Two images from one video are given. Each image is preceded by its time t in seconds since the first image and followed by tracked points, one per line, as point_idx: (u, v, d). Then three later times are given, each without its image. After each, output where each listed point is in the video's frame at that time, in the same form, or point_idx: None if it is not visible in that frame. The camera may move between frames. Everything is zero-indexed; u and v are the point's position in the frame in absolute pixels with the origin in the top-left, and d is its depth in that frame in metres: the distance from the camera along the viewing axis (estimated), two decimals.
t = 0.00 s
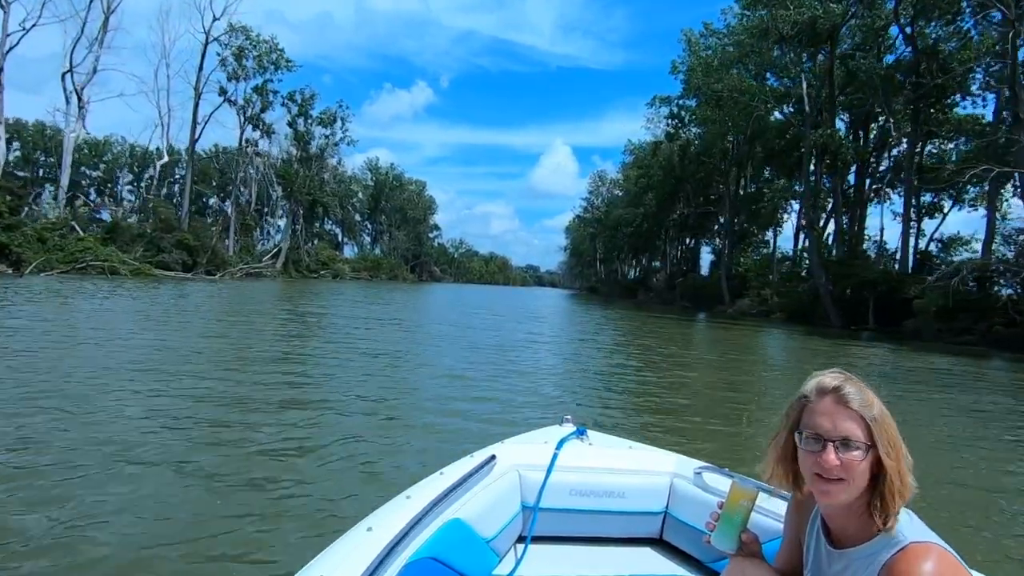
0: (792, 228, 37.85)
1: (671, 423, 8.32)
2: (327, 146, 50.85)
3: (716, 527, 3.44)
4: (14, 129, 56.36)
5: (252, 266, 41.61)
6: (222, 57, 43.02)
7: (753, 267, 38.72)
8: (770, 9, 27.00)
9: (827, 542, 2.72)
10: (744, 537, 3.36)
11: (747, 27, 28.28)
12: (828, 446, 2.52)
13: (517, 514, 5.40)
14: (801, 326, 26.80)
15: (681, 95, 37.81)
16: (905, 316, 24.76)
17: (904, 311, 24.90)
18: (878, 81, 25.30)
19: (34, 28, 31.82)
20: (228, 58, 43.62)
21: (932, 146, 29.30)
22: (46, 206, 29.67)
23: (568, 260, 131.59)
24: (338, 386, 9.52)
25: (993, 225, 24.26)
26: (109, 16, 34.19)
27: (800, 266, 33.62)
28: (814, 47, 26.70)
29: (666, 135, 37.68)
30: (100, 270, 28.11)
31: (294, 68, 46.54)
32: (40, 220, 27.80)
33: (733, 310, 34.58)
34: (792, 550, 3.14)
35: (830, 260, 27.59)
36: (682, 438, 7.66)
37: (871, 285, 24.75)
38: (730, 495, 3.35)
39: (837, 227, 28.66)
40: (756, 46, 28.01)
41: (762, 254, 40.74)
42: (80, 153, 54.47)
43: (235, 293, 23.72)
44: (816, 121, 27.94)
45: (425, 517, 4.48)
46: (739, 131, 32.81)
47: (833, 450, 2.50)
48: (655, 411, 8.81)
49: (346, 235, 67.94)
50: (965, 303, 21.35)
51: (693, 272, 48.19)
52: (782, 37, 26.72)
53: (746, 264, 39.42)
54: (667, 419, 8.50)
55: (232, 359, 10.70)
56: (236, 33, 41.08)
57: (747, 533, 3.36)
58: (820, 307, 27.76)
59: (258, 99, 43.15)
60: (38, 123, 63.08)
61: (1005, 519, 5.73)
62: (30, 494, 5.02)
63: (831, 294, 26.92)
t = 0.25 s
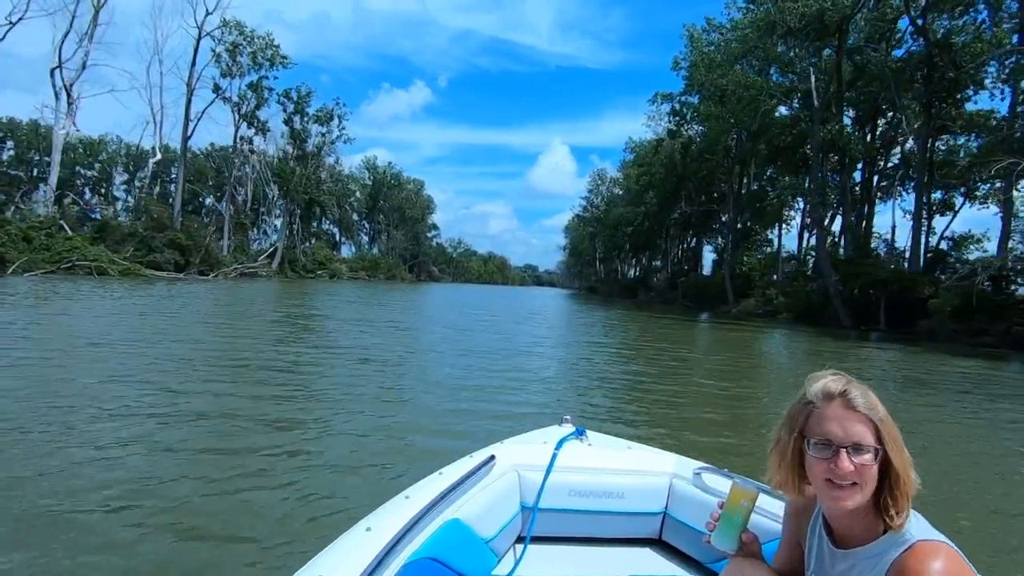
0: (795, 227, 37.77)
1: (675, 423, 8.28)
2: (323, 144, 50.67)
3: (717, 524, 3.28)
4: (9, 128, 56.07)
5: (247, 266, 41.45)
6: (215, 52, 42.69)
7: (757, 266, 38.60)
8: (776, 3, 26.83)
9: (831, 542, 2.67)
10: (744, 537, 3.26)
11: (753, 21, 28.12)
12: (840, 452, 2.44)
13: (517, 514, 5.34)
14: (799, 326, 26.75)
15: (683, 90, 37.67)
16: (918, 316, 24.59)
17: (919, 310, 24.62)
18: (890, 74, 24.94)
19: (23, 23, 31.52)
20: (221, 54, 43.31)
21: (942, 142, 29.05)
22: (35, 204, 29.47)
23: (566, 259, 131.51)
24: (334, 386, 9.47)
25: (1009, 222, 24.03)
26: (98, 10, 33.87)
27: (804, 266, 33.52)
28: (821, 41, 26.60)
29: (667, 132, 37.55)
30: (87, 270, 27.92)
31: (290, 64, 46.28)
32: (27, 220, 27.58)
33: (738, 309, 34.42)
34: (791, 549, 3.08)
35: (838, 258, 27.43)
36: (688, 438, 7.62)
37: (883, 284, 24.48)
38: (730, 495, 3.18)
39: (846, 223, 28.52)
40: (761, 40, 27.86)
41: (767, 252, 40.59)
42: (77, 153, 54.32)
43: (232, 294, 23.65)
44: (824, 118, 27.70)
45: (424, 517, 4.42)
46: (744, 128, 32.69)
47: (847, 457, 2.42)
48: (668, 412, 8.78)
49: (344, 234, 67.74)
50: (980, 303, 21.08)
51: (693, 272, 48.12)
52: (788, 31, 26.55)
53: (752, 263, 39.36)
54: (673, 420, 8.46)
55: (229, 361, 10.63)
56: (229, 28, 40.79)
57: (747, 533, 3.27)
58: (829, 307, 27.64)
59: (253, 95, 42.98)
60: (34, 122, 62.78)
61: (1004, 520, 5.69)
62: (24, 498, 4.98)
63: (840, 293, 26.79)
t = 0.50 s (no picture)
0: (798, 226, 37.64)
1: (676, 424, 8.23)
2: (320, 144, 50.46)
3: (719, 521, 3.22)
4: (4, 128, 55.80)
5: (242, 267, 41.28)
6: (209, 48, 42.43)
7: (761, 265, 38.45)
8: None
9: (835, 541, 2.62)
10: (744, 536, 3.21)
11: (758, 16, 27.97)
12: (848, 453, 2.39)
13: (517, 513, 5.30)
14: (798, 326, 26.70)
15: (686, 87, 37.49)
16: (931, 315, 24.18)
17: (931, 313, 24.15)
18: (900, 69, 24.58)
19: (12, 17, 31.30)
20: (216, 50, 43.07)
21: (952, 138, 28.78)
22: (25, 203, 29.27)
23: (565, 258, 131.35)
24: (331, 387, 9.43)
25: None
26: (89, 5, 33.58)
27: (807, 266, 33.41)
28: (827, 37, 26.46)
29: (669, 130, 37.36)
30: (76, 270, 27.71)
31: (286, 61, 46.06)
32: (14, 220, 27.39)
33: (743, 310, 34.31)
34: (793, 548, 3.03)
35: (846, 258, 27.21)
36: (691, 439, 7.57)
37: (893, 284, 24.07)
38: (732, 494, 3.12)
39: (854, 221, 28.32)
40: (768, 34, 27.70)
41: (771, 251, 40.40)
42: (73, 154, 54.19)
43: (230, 294, 23.60)
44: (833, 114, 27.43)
45: (424, 517, 4.38)
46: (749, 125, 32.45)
47: (855, 457, 2.37)
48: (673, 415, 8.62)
49: (341, 234, 67.57)
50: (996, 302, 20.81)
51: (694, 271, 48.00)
52: (795, 25, 26.38)
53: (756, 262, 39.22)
54: (676, 421, 8.40)
55: (227, 362, 10.57)
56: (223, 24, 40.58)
57: (747, 532, 3.21)
58: (837, 307, 27.44)
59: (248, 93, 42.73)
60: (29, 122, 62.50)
61: (1003, 523, 5.64)
62: (19, 501, 4.93)
63: (849, 293, 26.53)
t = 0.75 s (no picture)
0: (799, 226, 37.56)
1: (676, 425, 8.20)
2: (317, 142, 50.22)
3: (720, 520, 3.20)
4: None
5: (237, 266, 41.15)
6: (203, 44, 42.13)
7: (764, 264, 38.33)
8: None
9: (839, 542, 2.56)
10: (746, 534, 3.15)
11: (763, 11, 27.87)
12: (855, 455, 2.32)
13: (517, 513, 5.25)
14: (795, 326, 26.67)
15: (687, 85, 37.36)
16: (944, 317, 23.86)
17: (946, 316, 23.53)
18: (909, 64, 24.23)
19: None
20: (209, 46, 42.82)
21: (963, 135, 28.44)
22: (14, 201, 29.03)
23: (565, 258, 131.12)
24: (328, 388, 9.40)
25: None
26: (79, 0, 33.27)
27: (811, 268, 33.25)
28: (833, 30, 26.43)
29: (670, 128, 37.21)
30: (67, 270, 27.52)
31: (281, 58, 45.80)
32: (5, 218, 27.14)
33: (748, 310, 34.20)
34: (796, 545, 2.99)
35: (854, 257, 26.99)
36: (694, 441, 7.51)
37: (905, 283, 23.61)
38: (734, 492, 3.09)
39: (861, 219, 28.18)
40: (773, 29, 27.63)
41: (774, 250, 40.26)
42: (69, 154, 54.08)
43: (228, 295, 23.53)
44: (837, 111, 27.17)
45: (423, 518, 4.35)
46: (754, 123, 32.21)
47: (861, 459, 2.30)
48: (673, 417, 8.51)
49: (339, 233, 67.41)
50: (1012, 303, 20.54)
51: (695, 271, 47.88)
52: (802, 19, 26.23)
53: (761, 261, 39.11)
54: (677, 421, 8.36)
55: (223, 363, 10.49)
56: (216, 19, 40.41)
57: (749, 530, 3.15)
58: (846, 307, 27.25)
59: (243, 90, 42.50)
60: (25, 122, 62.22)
61: (1002, 526, 5.61)
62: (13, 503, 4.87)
63: (858, 294, 26.40)
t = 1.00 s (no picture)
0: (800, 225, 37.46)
1: (676, 426, 8.14)
2: (314, 141, 50.01)
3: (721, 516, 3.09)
4: None
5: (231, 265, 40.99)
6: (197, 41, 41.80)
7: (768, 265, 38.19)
8: None
9: (838, 543, 2.50)
10: (746, 531, 3.04)
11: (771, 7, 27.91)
12: (854, 456, 2.27)
13: (517, 513, 5.20)
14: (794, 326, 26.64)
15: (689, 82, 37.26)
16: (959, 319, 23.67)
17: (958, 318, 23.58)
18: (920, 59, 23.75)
19: None
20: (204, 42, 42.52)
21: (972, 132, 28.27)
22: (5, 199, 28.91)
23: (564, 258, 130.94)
24: (326, 390, 9.37)
25: None
26: None
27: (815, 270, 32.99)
28: (841, 25, 26.19)
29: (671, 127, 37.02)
30: (56, 269, 27.39)
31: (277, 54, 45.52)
32: None
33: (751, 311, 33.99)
34: (798, 546, 2.94)
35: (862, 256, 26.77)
36: (696, 442, 7.45)
37: (916, 283, 23.38)
38: (734, 487, 2.96)
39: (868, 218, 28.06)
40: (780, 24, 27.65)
41: (777, 250, 40.17)
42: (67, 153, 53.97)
43: (226, 295, 23.47)
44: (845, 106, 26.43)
45: (423, 518, 4.29)
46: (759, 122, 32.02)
47: (859, 460, 2.25)
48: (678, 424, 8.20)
49: (337, 233, 67.22)
50: None
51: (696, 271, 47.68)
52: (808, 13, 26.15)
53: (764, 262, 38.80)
54: (678, 422, 8.30)
55: (219, 364, 10.43)
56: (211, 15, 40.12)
57: (750, 527, 3.05)
58: (854, 308, 27.02)
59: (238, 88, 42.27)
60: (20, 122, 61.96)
61: (1002, 530, 5.58)
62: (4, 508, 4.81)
63: (867, 294, 26.15)
